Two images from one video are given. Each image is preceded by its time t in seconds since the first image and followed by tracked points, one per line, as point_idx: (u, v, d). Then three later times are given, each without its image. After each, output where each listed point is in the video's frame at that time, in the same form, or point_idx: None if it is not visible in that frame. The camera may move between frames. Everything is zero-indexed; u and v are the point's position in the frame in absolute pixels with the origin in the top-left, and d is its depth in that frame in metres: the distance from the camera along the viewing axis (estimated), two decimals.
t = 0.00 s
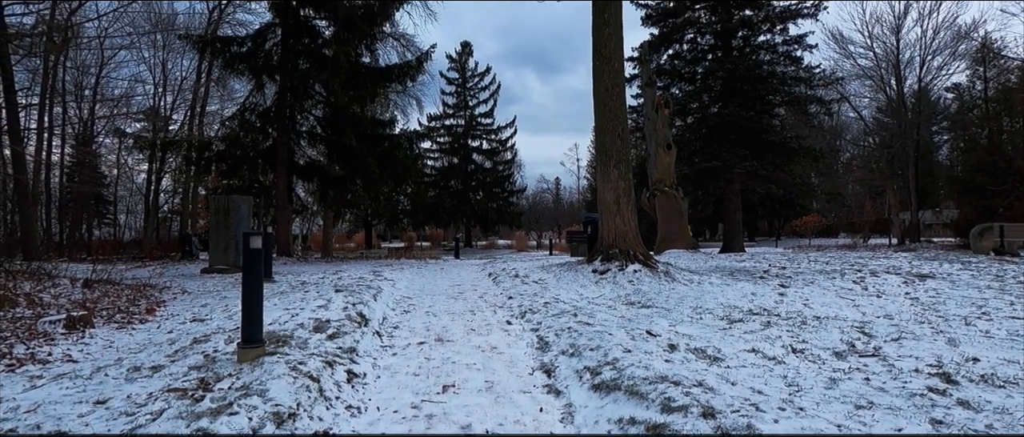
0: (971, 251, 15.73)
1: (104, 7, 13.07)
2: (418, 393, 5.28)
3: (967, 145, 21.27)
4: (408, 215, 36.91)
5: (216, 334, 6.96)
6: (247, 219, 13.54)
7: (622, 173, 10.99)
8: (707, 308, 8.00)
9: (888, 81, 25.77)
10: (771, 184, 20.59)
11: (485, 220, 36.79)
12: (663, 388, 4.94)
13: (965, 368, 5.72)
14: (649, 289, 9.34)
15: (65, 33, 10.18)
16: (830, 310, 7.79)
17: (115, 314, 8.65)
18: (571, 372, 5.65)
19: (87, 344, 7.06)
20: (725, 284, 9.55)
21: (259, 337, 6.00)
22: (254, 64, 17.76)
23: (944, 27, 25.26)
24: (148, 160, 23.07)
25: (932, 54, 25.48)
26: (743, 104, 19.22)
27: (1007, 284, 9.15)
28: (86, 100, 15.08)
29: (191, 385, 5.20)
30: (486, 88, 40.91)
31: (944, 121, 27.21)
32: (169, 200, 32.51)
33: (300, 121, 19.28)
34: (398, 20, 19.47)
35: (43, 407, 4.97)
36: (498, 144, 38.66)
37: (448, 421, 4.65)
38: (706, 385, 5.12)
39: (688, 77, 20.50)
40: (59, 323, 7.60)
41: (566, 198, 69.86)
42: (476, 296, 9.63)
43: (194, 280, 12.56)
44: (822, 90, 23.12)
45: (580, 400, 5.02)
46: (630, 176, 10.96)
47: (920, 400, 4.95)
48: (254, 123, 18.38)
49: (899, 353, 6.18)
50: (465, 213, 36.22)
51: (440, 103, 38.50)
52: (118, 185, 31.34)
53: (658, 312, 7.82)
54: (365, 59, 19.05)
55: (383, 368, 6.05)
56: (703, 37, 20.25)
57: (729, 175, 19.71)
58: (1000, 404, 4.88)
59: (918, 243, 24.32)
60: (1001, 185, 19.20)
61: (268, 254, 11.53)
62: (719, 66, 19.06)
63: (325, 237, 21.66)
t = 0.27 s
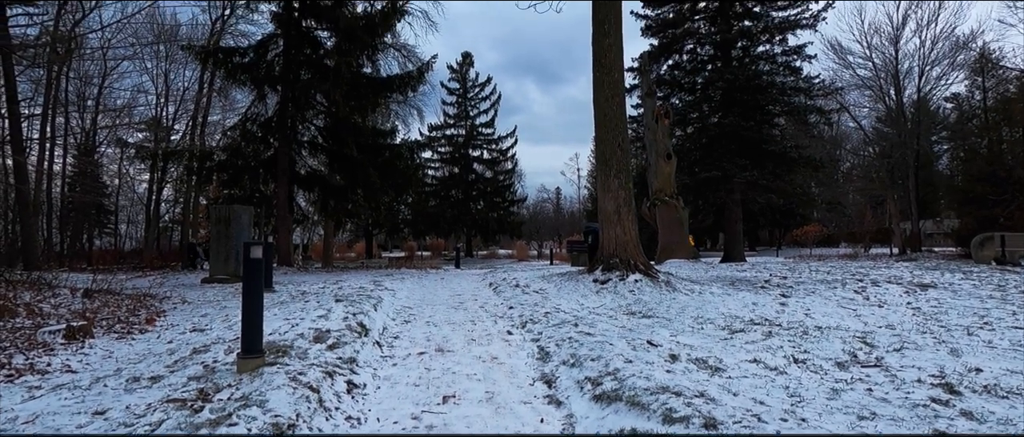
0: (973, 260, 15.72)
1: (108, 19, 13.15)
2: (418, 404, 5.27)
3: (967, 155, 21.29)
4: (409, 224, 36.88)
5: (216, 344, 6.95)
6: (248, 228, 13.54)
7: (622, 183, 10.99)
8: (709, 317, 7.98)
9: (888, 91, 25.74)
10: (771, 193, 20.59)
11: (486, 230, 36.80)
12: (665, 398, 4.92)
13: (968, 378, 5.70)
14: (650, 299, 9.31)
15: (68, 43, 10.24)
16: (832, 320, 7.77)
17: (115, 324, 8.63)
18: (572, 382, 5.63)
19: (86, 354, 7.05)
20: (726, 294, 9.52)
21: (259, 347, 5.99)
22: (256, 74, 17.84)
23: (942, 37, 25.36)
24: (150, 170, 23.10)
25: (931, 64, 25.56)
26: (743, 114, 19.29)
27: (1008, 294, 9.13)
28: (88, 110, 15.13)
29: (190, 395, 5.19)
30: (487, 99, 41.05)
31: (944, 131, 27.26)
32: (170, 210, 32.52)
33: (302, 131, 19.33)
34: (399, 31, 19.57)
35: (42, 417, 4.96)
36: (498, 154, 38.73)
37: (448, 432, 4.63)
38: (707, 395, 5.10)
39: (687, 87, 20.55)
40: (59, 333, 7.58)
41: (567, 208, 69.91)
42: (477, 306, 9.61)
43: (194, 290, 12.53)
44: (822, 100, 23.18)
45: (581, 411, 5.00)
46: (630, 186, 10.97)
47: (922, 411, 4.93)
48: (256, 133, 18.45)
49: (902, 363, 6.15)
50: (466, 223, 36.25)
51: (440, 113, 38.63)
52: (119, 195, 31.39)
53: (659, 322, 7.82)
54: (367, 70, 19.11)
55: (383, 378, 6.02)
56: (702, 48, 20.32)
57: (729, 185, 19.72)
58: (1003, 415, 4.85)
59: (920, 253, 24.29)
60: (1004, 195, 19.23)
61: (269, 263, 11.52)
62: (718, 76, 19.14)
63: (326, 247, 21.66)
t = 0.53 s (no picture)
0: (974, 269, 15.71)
1: (111, 29, 13.21)
2: (418, 414, 5.24)
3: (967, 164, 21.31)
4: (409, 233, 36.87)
5: (215, 353, 6.93)
6: (249, 237, 13.53)
7: (622, 192, 11.00)
8: (710, 327, 7.95)
9: (887, 100, 25.84)
10: (771, 202, 20.58)
11: (486, 239, 36.79)
12: (666, 408, 4.90)
13: (971, 388, 5.67)
14: (651, 308, 9.28)
15: (71, 54, 10.28)
16: (833, 330, 7.74)
17: (114, 333, 8.61)
18: (573, 392, 5.61)
19: (86, 364, 7.02)
20: (727, 303, 9.50)
21: (259, 357, 5.97)
22: (257, 84, 17.89)
23: (940, 47, 25.46)
24: (151, 179, 23.12)
25: (929, 74, 25.65)
26: (743, 123, 19.34)
27: (1010, 303, 9.10)
28: (90, 120, 15.17)
29: (189, 405, 5.17)
30: (487, 108, 41.17)
31: (944, 140, 27.29)
32: (171, 219, 32.53)
33: (303, 140, 19.37)
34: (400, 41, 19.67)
35: (40, 427, 4.94)
36: (499, 163, 38.79)
37: None
38: (708, 405, 5.08)
39: (688, 96, 20.60)
40: (58, 342, 7.56)
41: (567, 216, 69.93)
42: (477, 315, 9.58)
43: (194, 299, 12.51)
44: (821, 109, 23.23)
45: (582, 421, 4.97)
46: (631, 195, 10.96)
47: (925, 421, 4.90)
48: (257, 142, 18.49)
49: (904, 372, 6.13)
50: (467, 232, 36.26)
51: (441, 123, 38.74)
52: (120, 204, 31.41)
53: (660, 332, 7.79)
54: (368, 79, 19.18)
55: (383, 388, 6.00)
56: (702, 58, 20.39)
57: (729, 193, 19.73)
58: (1007, 425, 4.82)
59: (921, 262, 24.26)
60: (1005, 203, 19.24)
61: (269, 272, 11.51)
62: (718, 86, 19.20)
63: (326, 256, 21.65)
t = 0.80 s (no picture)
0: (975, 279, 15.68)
1: (114, 41, 13.28)
2: (418, 426, 5.21)
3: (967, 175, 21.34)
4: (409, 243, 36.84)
5: (215, 365, 6.90)
6: (249, 247, 13.51)
7: (622, 203, 11.00)
8: (711, 338, 7.92)
9: (886, 111, 25.90)
10: (772, 213, 20.59)
11: (487, 250, 36.77)
12: (668, 420, 4.87)
13: (975, 400, 5.64)
14: (652, 319, 9.24)
15: (74, 65, 10.32)
16: (835, 341, 7.71)
17: (114, 344, 8.58)
18: (574, 404, 5.58)
19: (84, 375, 6.99)
20: (728, 314, 9.47)
21: (258, 368, 5.94)
22: (259, 95, 17.96)
23: (938, 58, 25.58)
24: (152, 190, 23.13)
25: (928, 85, 25.75)
26: (743, 133, 19.39)
27: (1012, 314, 9.07)
28: (92, 131, 15.21)
29: (188, 417, 5.14)
30: (488, 119, 41.29)
31: (943, 150, 27.34)
32: (171, 230, 32.51)
33: (304, 151, 19.41)
34: (401, 53, 19.80)
35: None
36: (499, 173, 38.83)
37: None
38: (710, 417, 5.05)
39: (688, 107, 20.66)
40: (57, 354, 7.52)
41: (567, 227, 69.93)
42: (477, 326, 9.55)
43: (194, 310, 12.47)
44: (821, 120, 23.28)
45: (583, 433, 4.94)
46: (631, 205, 10.97)
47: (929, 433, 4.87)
48: (258, 154, 18.53)
49: (907, 384, 6.10)
50: (467, 242, 36.25)
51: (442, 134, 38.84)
52: (120, 215, 31.41)
53: (661, 342, 7.76)
54: (369, 90, 19.22)
55: (383, 400, 5.96)
56: (702, 69, 20.47)
57: (729, 204, 19.75)
58: None
59: (922, 272, 24.21)
60: (1005, 213, 19.26)
61: (269, 283, 11.48)
62: (718, 97, 19.26)
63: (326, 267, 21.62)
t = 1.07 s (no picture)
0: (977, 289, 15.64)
1: (116, 52, 13.34)
2: None
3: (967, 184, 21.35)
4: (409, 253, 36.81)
5: (214, 375, 6.87)
6: (248, 257, 13.48)
7: (622, 213, 10.99)
8: (712, 348, 7.88)
9: (886, 121, 25.94)
10: (772, 222, 20.60)
11: (487, 259, 36.73)
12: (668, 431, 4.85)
13: (978, 410, 5.61)
14: (652, 329, 9.21)
15: (76, 76, 10.35)
16: (837, 351, 7.68)
17: (112, 354, 8.54)
18: (574, 415, 5.55)
19: (82, 386, 6.96)
20: (729, 324, 9.43)
21: (258, 379, 5.91)
22: (260, 106, 18.02)
23: (937, 68, 25.66)
24: (152, 200, 23.14)
25: (927, 95, 25.82)
26: (742, 143, 19.43)
27: (1014, 324, 9.04)
28: (94, 141, 15.24)
29: (186, 428, 5.12)
30: (488, 129, 41.38)
31: (943, 160, 27.37)
32: (171, 240, 32.48)
33: (305, 161, 19.44)
34: (402, 63, 19.90)
35: None
36: (500, 183, 38.86)
37: None
38: (711, 428, 5.02)
39: (687, 117, 20.70)
40: (56, 364, 7.49)
41: (568, 237, 69.89)
42: (478, 336, 9.51)
43: (193, 320, 12.43)
44: (820, 130, 23.32)
45: None
46: (631, 215, 10.97)
47: None
48: (259, 163, 18.56)
49: (910, 394, 6.07)
50: (467, 252, 36.22)
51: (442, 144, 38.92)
52: (121, 224, 31.40)
53: (662, 353, 7.73)
54: (370, 100, 19.29)
55: (382, 410, 5.93)
56: (701, 79, 20.53)
57: (730, 214, 19.75)
58: None
59: (923, 282, 24.14)
60: (1005, 222, 19.28)
61: (269, 293, 11.45)
62: (718, 107, 19.31)
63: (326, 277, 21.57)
